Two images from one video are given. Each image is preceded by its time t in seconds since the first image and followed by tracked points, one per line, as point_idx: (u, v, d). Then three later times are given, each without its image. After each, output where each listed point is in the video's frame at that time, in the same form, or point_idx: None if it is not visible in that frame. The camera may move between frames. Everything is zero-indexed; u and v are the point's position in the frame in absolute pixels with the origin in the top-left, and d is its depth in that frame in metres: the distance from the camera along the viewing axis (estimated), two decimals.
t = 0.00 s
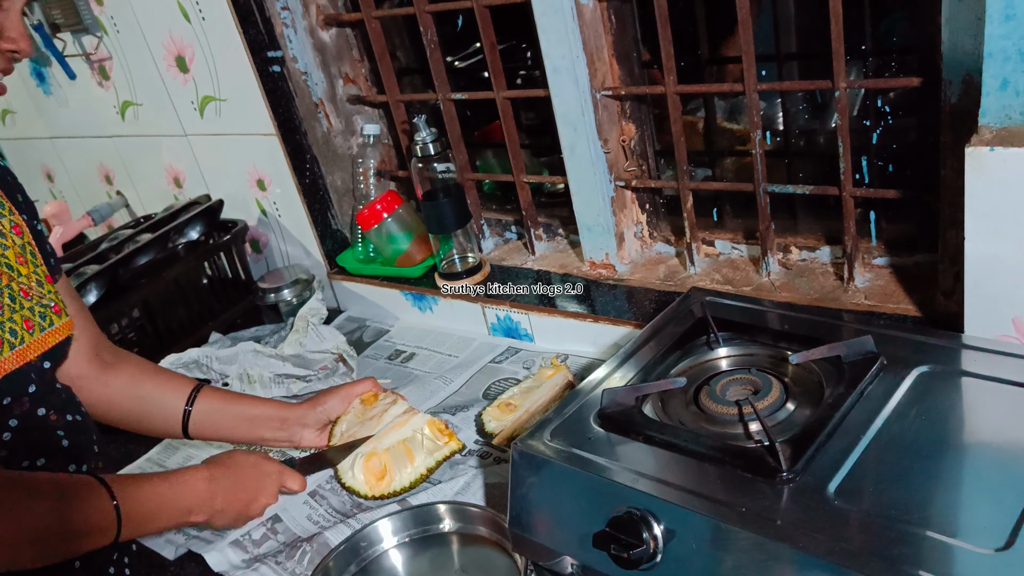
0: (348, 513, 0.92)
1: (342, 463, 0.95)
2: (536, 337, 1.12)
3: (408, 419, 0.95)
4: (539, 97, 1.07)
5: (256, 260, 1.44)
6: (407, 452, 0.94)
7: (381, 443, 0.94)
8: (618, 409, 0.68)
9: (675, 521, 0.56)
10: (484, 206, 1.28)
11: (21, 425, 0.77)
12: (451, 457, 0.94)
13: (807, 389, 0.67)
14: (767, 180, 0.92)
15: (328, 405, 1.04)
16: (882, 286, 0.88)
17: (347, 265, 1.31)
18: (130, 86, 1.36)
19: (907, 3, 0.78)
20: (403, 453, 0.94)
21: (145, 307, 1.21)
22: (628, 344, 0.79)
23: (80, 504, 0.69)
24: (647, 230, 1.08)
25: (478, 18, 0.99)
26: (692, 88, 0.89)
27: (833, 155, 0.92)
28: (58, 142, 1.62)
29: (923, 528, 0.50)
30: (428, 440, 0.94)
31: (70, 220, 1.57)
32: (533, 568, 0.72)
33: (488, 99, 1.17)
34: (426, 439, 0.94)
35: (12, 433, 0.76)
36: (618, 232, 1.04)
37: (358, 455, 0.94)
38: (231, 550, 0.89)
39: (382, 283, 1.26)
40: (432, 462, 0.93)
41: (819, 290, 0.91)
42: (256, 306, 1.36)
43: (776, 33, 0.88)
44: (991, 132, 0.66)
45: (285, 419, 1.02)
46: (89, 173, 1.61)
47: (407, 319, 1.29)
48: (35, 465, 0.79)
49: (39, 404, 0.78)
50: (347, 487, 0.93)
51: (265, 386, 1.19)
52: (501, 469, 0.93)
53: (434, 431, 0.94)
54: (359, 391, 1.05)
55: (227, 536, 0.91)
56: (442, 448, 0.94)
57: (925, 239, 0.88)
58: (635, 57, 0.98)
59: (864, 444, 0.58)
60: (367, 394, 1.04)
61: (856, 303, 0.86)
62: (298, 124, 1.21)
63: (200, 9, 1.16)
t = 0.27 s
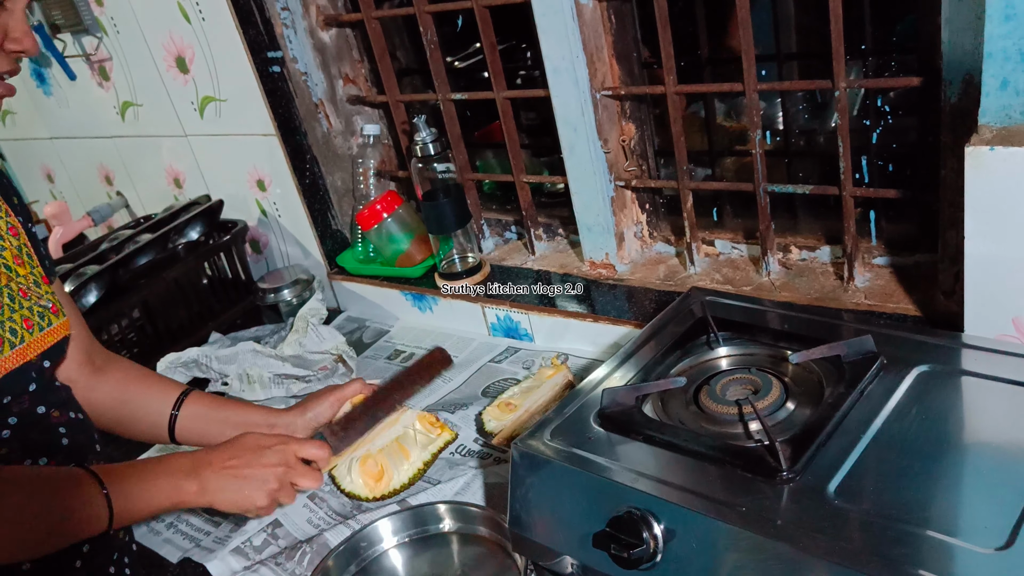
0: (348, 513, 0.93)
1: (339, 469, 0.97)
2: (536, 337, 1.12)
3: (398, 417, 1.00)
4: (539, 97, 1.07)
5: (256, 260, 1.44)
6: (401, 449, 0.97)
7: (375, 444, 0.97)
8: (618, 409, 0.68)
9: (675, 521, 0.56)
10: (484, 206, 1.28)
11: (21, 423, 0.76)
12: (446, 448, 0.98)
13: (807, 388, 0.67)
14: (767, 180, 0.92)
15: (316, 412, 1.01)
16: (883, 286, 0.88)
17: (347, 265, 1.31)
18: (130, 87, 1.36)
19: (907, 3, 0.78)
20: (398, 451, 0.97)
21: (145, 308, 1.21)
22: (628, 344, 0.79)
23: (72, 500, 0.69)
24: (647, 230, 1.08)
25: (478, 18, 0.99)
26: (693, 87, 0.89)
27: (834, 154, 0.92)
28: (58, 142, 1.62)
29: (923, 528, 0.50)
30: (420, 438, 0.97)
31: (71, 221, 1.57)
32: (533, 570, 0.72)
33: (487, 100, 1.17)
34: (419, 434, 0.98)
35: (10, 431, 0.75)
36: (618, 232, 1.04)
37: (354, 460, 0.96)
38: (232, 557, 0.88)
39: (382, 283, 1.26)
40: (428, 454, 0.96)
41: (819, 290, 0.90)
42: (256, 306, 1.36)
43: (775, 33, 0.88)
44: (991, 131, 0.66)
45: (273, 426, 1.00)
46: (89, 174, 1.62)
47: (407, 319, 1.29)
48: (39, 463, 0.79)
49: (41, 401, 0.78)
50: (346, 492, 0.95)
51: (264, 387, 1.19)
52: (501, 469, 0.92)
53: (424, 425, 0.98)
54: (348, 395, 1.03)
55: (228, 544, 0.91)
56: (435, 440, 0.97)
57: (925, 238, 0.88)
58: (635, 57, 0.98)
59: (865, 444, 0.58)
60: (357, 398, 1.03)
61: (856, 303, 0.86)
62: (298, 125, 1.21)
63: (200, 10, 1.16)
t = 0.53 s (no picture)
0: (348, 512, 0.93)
1: (345, 466, 0.97)
2: (537, 337, 1.12)
3: (408, 416, 0.97)
4: (540, 97, 1.07)
5: (257, 260, 1.45)
6: (409, 449, 0.96)
7: (382, 443, 0.97)
8: (618, 409, 0.68)
9: (676, 521, 0.56)
10: (485, 206, 1.28)
11: (45, 417, 0.77)
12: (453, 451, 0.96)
13: (808, 388, 0.67)
14: (768, 180, 0.92)
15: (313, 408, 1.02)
16: (883, 285, 0.88)
17: (348, 265, 1.31)
18: (131, 87, 1.36)
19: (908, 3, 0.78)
20: (404, 450, 0.96)
21: (147, 308, 1.21)
22: (628, 344, 0.79)
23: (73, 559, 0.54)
24: (648, 230, 1.08)
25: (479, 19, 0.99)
26: (693, 87, 0.89)
27: (834, 154, 0.92)
28: (59, 143, 1.62)
29: (924, 527, 0.50)
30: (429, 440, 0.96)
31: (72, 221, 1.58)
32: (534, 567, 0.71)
33: (488, 99, 1.17)
34: (428, 435, 0.96)
35: (37, 424, 0.76)
36: (618, 232, 1.04)
37: (360, 458, 0.96)
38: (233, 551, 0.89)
39: (383, 283, 1.26)
40: (435, 457, 0.95)
41: (820, 289, 0.91)
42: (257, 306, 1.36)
43: (776, 33, 0.88)
44: (992, 131, 0.66)
45: (270, 419, 0.99)
46: (90, 174, 1.62)
47: (408, 319, 1.29)
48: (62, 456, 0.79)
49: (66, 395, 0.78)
50: (352, 489, 0.95)
51: (265, 387, 1.19)
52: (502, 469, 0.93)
53: (434, 427, 0.96)
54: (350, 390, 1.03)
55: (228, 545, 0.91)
56: (443, 443, 0.96)
57: (926, 238, 0.88)
58: (636, 57, 0.98)
59: (866, 444, 0.58)
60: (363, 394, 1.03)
61: (857, 303, 0.86)
62: (299, 125, 1.21)
63: (201, 10, 1.17)
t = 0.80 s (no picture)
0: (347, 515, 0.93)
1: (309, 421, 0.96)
2: (536, 338, 1.12)
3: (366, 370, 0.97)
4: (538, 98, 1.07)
5: (256, 261, 1.44)
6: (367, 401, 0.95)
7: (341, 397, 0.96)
8: (617, 410, 0.68)
9: (675, 522, 0.56)
10: (484, 208, 1.28)
11: (73, 407, 0.77)
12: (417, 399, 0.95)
13: (807, 389, 0.67)
14: (766, 181, 0.92)
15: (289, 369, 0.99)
16: (882, 286, 0.88)
17: (346, 267, 1.31)
18: (130, 89, 1.36)
19: (906, 4, 0.78)
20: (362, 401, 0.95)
21: (145, 309, 1.21)
22: (627, 345, 0.79)
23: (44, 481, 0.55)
24: (647, 231, 1.08)
25: (478, 20, 0.99)
26: (692, 88, 0.89)
27: (833, 156, 0.92)
28: (57, 144, 1.62)
29: (924, 528, 0.50)
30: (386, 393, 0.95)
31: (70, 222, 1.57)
32: (532, 570, 0.71)
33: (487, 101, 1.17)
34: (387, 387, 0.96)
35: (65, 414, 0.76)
36: (617, 233, 1.04)
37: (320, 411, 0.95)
38: (232, 562, 0.88)
39: (381, 284, 1.26)
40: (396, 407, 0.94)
41: (818, 290, 0.90)
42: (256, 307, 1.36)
43: (775, 34, 0.88)
44: (990, 132, 0.66)
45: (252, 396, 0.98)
46: (89, 175, 1.61)
47: (406, 320, 1.29)
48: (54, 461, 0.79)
49: (91, 387, 0.79)
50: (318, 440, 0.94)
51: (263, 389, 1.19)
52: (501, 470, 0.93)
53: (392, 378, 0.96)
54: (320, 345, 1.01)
55: (228, 551, 0.91)
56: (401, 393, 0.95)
57: (924, 239, 0.88)
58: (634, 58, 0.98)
59: (865, 445, 0.58)
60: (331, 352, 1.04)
61: (855, 303, 0.86)
62: (298, 126, 1.21)
63: (199, 11, 1.16)
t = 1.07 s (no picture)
0: (348, 514, 0.93)
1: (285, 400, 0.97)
2: (537, 337, 1.12)
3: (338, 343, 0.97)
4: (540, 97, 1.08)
5: (257, 260, 1.45)
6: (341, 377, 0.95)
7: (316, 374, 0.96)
8: (618, 409, 0.68)
9: (676, 520, 0.56)
10: (485, 207, 1.28)
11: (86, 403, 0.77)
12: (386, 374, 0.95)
13: (808, 388, 0.67)
14: (768, 180, 0.92)
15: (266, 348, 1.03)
16: (884, 285, 0.88)
17: (348, 266, 1.31)
18: (131, 88, 1.36)
19: (908, 3, 0.78)
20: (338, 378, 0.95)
21: (147, 308, 1.21)
22: (628, 343, 0.79)
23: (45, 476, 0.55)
24: (648, 230, 1.08)
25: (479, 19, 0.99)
26: (693, 87, 0.89)
27: (834, 154, 0.92)
28: (59, 143, 1.62)
29: (925, 527, 0.50)
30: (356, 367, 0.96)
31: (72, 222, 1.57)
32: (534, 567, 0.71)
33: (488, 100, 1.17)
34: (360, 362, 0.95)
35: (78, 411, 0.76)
36: (618, 232, 1.04)
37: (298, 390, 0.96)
38: (234, 562, 0.88)
39: (382, 283, 1.26)
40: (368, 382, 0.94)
41: (820, 289, 0.90)
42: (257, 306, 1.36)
43: (776, 33, 0.88)
44: (992, 131, 0.66)
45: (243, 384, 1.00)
46: (91, 175, 1.62)
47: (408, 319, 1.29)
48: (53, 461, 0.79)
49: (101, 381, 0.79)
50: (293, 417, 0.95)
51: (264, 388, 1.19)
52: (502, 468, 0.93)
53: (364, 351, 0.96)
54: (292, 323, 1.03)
55: (230, 551, 0.91)
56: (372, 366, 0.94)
57: (926, 237, 0.88)
58: (635, 57, 0.98)
59: (866, 444, 0.58)
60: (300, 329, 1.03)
61: (856, 302, 0.86)
62: (299, 125, 1.21)
63: (201, 11, 1.17)
